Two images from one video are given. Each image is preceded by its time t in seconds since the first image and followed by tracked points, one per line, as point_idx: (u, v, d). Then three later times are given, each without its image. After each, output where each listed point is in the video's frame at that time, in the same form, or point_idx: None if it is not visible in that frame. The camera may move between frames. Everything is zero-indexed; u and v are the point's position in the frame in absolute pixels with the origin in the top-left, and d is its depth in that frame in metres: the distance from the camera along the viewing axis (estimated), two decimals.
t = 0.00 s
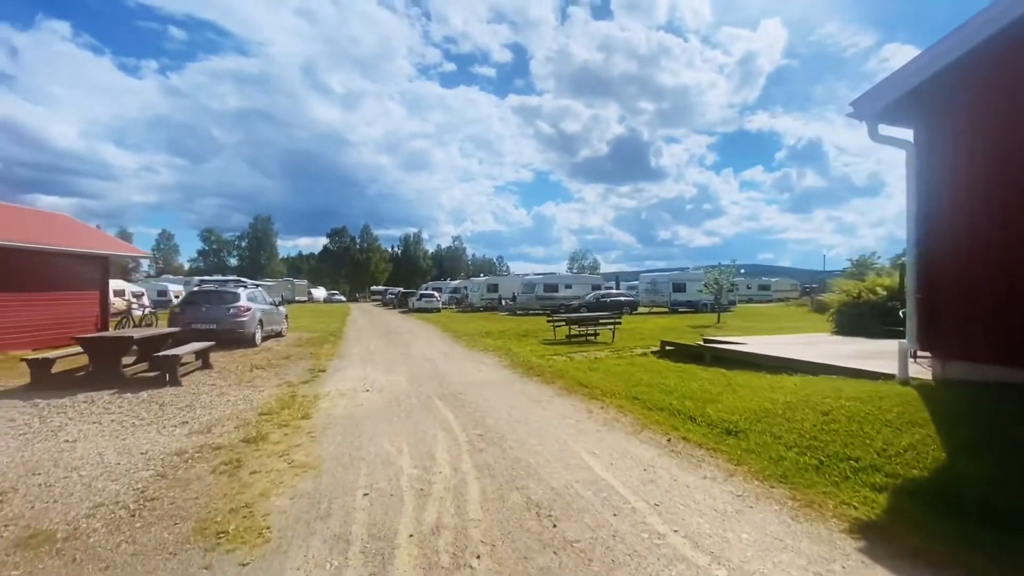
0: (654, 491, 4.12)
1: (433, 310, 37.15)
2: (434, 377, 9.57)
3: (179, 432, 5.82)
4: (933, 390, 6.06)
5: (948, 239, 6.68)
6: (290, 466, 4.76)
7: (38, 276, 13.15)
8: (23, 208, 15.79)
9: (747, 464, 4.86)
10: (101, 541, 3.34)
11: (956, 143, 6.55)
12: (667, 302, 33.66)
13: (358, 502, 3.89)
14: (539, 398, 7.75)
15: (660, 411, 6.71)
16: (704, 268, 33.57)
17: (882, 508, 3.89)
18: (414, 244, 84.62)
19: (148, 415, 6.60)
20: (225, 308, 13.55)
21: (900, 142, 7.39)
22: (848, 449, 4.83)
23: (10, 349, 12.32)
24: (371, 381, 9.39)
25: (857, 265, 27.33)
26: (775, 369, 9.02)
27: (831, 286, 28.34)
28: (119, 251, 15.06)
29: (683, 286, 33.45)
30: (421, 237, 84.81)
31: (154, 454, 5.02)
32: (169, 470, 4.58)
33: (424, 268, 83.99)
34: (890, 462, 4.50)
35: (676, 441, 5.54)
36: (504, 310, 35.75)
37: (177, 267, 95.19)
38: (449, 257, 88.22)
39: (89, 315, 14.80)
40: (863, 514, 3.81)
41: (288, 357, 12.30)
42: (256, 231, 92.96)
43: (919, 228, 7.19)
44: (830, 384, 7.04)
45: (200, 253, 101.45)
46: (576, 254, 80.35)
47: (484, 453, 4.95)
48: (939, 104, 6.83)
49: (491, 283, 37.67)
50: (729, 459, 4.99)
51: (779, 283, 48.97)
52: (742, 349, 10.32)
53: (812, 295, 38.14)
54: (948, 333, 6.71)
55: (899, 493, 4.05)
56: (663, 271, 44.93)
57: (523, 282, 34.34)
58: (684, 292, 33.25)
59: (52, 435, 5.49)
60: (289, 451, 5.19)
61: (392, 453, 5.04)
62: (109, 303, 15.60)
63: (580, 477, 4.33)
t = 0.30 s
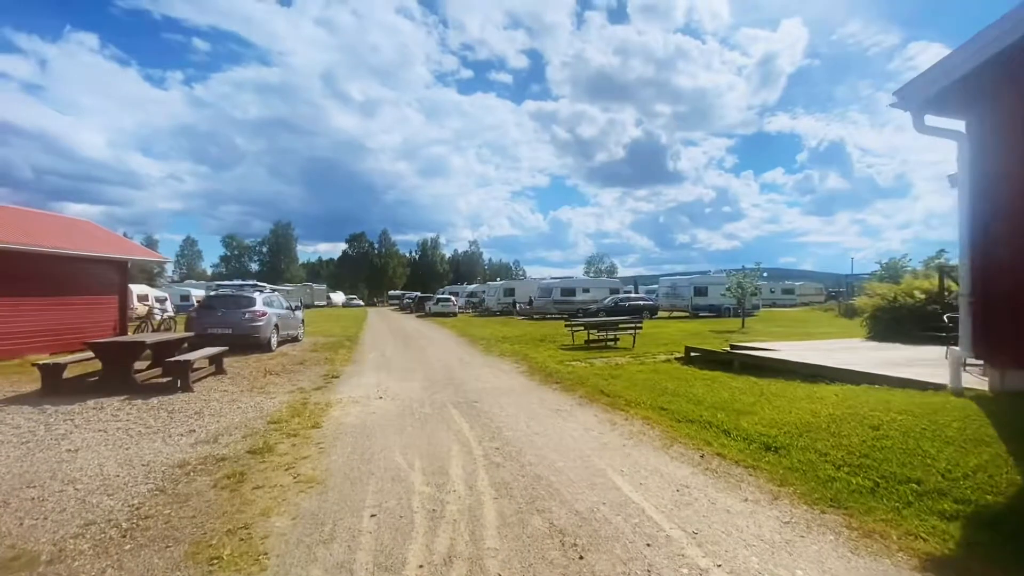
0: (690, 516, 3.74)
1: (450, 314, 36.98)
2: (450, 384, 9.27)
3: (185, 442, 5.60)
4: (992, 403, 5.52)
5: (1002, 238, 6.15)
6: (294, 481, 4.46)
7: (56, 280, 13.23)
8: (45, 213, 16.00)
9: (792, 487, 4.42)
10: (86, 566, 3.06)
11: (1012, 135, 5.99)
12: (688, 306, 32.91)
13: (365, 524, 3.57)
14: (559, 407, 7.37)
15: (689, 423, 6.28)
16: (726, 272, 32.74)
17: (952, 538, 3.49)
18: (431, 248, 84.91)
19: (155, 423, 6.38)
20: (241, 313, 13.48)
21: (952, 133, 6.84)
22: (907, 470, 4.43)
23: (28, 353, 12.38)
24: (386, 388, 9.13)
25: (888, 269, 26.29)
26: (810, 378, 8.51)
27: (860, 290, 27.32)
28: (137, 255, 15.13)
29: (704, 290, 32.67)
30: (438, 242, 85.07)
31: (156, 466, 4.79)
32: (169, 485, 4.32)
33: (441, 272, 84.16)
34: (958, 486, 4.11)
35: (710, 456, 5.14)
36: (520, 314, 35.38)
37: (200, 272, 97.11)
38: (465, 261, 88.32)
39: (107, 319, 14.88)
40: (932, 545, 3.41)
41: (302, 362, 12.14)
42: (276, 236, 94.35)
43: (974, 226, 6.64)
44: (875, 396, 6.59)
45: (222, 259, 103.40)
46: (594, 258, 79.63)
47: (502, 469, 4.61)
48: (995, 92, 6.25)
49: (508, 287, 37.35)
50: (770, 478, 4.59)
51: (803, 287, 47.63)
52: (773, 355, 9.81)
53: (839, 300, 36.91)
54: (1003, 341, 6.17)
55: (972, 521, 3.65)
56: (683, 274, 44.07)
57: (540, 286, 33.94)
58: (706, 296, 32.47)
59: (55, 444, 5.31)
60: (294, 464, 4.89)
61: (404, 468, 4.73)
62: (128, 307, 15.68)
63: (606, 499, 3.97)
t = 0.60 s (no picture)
0: (732, 554, 3.32)
1: (465, 319, 36.76)
2: (465, 394, 8.93)
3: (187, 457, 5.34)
4: None
5: None
6: (297, 504, 4.14)
7: (73, 285, 13.30)
8: (65, 220, 16.16)
9: (845, 518, 3.95)
10: None
11: None
12: (708, 312, 32.16)
13: (370, 559, 3.22)
14: (580, 421, 6.96)
15: (722, 441, 5.82)
16: (748, 277, 31.93)
17: None
18: (447, 253, 85.08)
19: (159, 436, 6.15)
20: (255, 319, 13.35)
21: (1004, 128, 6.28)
22: (976, 502, 3.95)
23: (44, 359, 12.43)
24: (399, 397, 8.83)
25: (919, 272, 25.28)
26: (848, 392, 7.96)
27: (889, 295, 26.32)
28: (153, 261, 15.13)
29: (725, 295, 31.90)
30: (453, 246, 85.24)
31: (152, 485, 4.52)
32: (164, 507, 4.03)
33: (457, 277, 84.24)
34: None
35: (747, 480, 4.70)
36: (536, 320, 34.99)
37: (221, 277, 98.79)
38: (481, 266, 88.31)
39: (123, 324, 14.91)
40: None
41: (316, 370, 11.92)
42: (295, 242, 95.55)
43: None
44: (926, 413, 6.05)
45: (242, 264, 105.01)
46: (610, 263, 78.93)
47: (520, 494, 4.22)
48: None
49: (524, 292, 37.00)
50: (817, 507, 4.13)
51: (827, 292, 46.37)
52: (807, 366, 9.26)
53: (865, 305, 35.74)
54: None
55: None
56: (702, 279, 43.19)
57: (557, 291, 33.51)
58: (727, 301, 31.69)
59: (52, 459, 5.09)
60: (298, 485, 4.58)
61: (414, 490, 4.37)
62: (144, 313, 15.71)
63: (638, 533, 3.56)
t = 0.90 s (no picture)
0: None
1: (478, 323, 36.48)
2: (479, 402, 8.58)
3: (187, 471, 5.06)
4: None
5: None
6: (300, 526, 3.82)
7: (86, 289, 13.27)
8: (79, 224, 16.20)
9: (908, 551, 3.50)
10: None
11: None
12: (726, 316, 31.45)
13: None
14: (601, 432, 6.56)
15: (758, 457, 5.38)
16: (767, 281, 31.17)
17: None
18: (460, 257, 85.06)
19: (161, 446, 5.91)
20: (265, 323, 13.16)
21: None
22: None
23: (56, 363, 12.41)
24: (411, 404, 8.51)
25: (947, 275, 24.38)
26: (887, 403, 7.45)
27: (915, 299, 25.43)
28: (165, 264, 15.08)
29: (743, 299, 31.17)
30: (466, 250, 85.21)
31: (147, 503, 4.24)
32: (156, 529, 3.74)
33: (469, 281, 84.14)
34: None
35: (790, 504, 4.25)
36: (550, 324, 34.56)
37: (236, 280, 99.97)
38: (494, 270, 88.15)
39: (136, 328, 14.86)
40: None
41: (327, 375, 11.67)
42: (309, 246, 96.39)
43: None
44: (982, 429, 5.52)
45: (257, 268, 106.21)
46: (624, 266, 78.22)
47: (542, 519, 3.84)
48: None
49: (537, 296, 36.62)
50: (873, 537, 3.69)
51: (847, 296, 45.24)
52: (840, 374, 8.74)
53: (889, 310, 34.67)
54: None
55: None
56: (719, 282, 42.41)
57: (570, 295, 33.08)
58: (745, 305, 30.96)
59: (46, 473, 4.86)
60: (302, 503, 4.26)
61: (426, 512, 4.02)
62: (156, 316, 15.65)
63: (675, 567, 3.16)
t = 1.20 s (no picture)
0: None
1: (485, 327, 36.14)
2: (486, 411, 8.21)
3: (174, 487, 4.73)
4: None
5: None
6: (290, 555, 3.47)
7: (88, 290, 13.04)
8: (82, 224, 16.01)
9: None
10: None
11: None
12: (738, 321, 30.88)
13: None
14: (616, 447, 6.15)
15: (789, 479, 4.95)
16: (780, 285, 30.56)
17: None
18: (467, 259, 84.87)
19: (151, 457, 5.59)
20: (268, 326, 12.88)
21: None
22: None
23: (56, 365, 12.18)
24: (415, 413, 8.15)
25: (968, 280, 23.67)
26: (921, 418, 6.98)
27: (933, 305, 24.75)
28: (169, 264, 14.86)
29: (755, 304, 30.58)
30: (473, 253, 84.99)
31: (126, 525, 3.90)
32: (132, 557, 3.40)
33: (477, 283, 83.91)
34: None
35: (831, 535, 3.84)
36: (558, 328, 34.13)
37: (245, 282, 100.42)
38: (501, 272, 87.86)
39: (139, 329, 14.64)
40: None
41: (329, 380, 11.34)
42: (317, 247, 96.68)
43: None
44: None
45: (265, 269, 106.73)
46: (632, 270, 77.62)
47: (557, 552, 3.45)
48: None
49: (545, 300, 36.22)
50: None
51: (860, 302, 44.37)
52: (868, 385, 8.28)
53: (905, 315, 33.89)
54: None
55: None
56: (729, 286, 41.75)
57: (578, 298, 32.65)
58: (757, 310, 30.36)
59: (24, 489, 4.55)
60: (294, 527, 3.91)
61: (429, 540, 3.65)
62: (159, 317, 15.43)
63: None
